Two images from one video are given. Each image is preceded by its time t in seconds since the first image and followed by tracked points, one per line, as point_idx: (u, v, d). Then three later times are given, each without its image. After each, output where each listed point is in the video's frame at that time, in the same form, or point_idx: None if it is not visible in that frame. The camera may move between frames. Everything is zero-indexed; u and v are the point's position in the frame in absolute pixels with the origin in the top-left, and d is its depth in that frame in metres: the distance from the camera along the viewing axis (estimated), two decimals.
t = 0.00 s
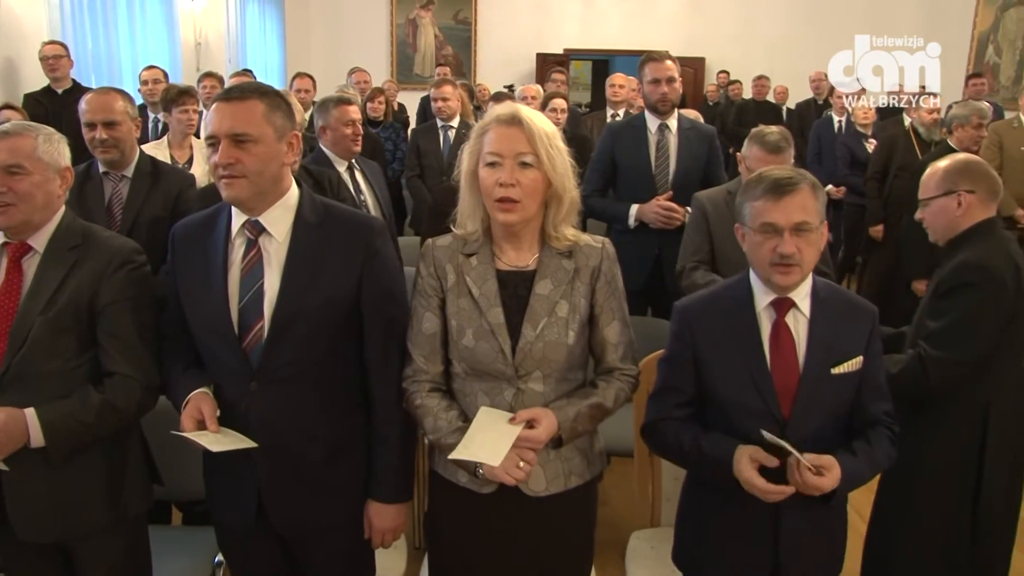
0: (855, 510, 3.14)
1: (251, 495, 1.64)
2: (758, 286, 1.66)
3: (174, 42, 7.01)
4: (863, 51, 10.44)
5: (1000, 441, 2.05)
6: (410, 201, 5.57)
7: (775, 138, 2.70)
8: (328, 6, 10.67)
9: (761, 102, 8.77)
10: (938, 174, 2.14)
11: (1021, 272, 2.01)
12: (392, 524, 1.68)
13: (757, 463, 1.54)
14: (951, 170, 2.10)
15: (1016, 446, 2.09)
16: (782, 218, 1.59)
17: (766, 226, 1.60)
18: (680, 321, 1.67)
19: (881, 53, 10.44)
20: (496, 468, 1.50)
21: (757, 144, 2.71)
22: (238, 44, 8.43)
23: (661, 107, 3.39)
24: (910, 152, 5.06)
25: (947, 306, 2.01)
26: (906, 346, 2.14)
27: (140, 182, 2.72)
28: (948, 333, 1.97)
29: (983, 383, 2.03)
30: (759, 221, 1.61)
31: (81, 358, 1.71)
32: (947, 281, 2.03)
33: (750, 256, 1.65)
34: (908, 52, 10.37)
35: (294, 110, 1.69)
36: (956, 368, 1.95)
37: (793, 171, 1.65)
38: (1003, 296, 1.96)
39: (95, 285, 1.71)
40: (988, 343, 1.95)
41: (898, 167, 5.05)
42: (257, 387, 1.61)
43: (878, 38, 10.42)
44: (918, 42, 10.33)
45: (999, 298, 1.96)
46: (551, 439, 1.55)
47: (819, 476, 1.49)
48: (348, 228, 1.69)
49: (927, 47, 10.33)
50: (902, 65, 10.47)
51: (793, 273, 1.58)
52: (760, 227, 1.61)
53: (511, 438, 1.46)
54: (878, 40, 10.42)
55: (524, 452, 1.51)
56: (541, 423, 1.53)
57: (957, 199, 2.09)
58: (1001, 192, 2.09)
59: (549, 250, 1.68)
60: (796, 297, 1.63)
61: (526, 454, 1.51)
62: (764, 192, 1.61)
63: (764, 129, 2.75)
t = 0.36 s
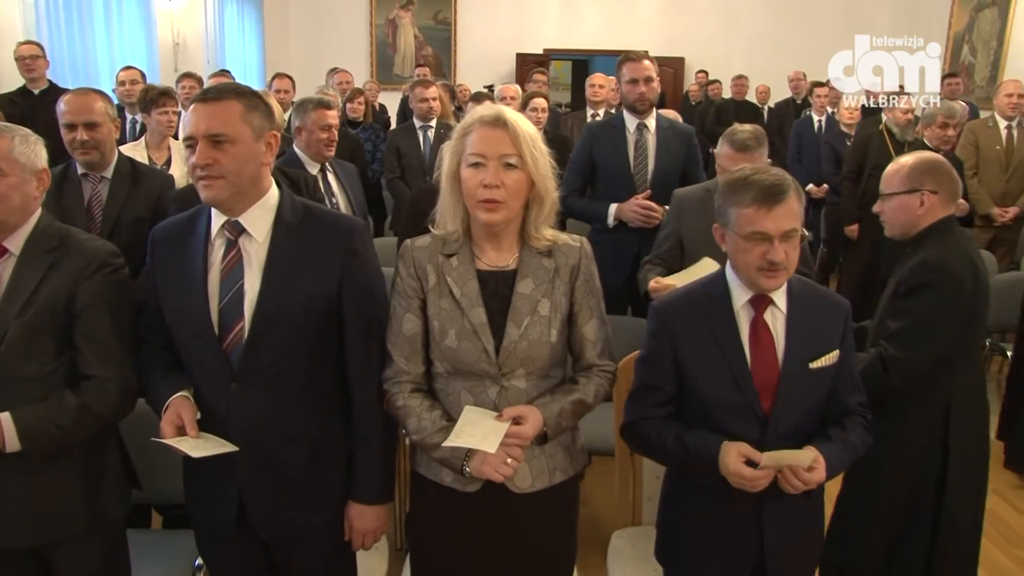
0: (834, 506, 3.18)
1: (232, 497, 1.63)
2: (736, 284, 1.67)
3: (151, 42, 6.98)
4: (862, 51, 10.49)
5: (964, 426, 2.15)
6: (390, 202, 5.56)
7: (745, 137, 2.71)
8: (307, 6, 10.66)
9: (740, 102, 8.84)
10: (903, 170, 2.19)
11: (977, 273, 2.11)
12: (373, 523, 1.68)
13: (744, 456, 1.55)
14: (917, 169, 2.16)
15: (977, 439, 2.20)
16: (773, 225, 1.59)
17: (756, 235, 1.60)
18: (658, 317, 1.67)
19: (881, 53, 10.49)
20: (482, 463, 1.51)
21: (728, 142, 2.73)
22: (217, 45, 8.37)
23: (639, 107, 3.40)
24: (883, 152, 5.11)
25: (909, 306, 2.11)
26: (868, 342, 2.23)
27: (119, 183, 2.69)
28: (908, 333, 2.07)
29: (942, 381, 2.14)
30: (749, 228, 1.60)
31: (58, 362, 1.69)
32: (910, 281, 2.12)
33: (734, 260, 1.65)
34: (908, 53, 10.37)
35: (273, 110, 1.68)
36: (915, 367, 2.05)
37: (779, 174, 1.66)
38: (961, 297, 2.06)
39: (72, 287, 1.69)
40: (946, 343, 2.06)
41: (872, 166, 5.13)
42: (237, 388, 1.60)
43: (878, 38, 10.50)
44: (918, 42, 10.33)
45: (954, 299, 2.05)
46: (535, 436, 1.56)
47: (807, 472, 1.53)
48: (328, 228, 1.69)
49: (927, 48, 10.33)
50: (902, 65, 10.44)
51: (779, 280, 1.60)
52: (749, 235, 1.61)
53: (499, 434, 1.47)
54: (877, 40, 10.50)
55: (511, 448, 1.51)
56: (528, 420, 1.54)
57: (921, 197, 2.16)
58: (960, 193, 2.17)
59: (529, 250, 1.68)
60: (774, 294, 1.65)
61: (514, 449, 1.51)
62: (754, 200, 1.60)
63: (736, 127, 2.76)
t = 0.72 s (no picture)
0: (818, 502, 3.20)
1: (212, 499, 1.63)
2: (710, 281, 1.69)
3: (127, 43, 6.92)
4: (862, 51, 10.63)
5: (895, 443, 2.23)
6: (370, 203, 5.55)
7: (701, 132, 2.75)
8: (285, 6, 10.61)
9: (719, 101, 8.91)
10: (839, 168, 2.23)
11: (907, 279, 2.16)
12: (355, 525, 1.68)
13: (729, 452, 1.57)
14: (853, 169, 2.21)
15: (912, 446, 2.25)
16: (752, 230, 1.61)
17: (732, 239, 1.61)
18: (633, 315, 1.68)
19: (881, 53, 10.59)
20: (464, 463, 1.52)
21: (686, 138, 2.77)
22: (195, 45, 8.30)
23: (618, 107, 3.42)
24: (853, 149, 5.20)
25: (837, 310, 2.18)
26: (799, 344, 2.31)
27: (98, 184, 2.67)
28: (837, 337, 2.15)
29: (874, 384, 2.20)
30: (726, 232, 1.62)
31: (33, 366, 1.68)
32: (840, 285, 2.17)
33: (709, 260, 1.67)
34: (908, 52, 10.39)
35: (252, 111, 1.68)
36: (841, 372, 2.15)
37: (754, 172, 1.68)
38: (889, 302, 2.12)
39: (48, 290, 1.68)
40: (874, 345, 2.14)
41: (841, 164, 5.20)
42: (218, 390, 1.60)
43: (878, 38, 10.59)
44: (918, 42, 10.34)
45: (881, 304, 2.12)
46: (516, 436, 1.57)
47: (787, 465, 1.57)
48: (307, 229, 1.69)
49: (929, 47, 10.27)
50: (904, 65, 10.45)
51: (751, 284, 1.63)
52: (726, 238, 1.62)
53: (482, 433, 1.48)
54: (877, 40, 10.60)
55: (494, 447, 1.52)
56: (510, 420, 1.55)
57: (855, 197, 2.21)
58: (890, 194, 2.24)
59: (508, 250, 1.69)
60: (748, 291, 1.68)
61: (497, 449, 1.52)
62: (734, 204, 1.61)
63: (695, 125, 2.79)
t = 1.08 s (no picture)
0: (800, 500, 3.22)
1: (194, 499, 1.63)
2: (685, 279, 1.71)
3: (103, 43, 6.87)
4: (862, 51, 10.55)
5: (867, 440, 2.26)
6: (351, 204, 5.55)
7: (694, 128, 2.80)
8: (264, 6, 10.56)
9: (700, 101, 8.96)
10: (765, 167, 2.19)
11: (834, 275, 2.18)
12: (337, 525, 1.69)
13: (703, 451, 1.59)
14: (779, 167, 2.17)
15: (844, 441, 2.29)
16: (723, 218, 1.64)
17: (706, 227, 1.64)
18: (610, 314, 1.70)
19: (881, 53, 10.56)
20: (444, 463, 1.53)
21: (682, 138, 2.83)
22: (174, 46, 8.24)
23: (597, 107, 3.44)
24: (822, 147, 5.27)
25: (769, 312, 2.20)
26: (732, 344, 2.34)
27: (77, 186, 2.65)
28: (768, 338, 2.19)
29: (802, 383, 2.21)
30: (700, 220, 1.64)
31: (10, 369, 1.67)
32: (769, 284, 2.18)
33: (683, 254, 1.69)
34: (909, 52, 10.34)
35: (236, 111, 1.68)
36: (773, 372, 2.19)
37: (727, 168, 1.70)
38: (815, 302, 2.15)
39: (26, 293, 1.66)
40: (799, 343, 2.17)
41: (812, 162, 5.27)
42: (200, 389, 1.60)
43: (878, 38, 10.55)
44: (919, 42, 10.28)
45: (809, 303, 2.15)
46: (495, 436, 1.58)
47: (758, 463, 1.57)
48: (288, 229, 1.69)
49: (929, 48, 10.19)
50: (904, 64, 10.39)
51: (728, 273, 1.64)
52: (698, 226, 1.65)
53: (460, 433, 1.49)
54: (878, 41, 10.56)
55: (471, 448, 1.54)
56: (488, 420, 1.56)
57: (782, 195, 2.17)
58: (817, 189, 2.21)
59: (487, 250, 1.70)
60: (724, 290, 1.70)
61: (476, 449, 1.54)
62: (706, 192, 1.64)
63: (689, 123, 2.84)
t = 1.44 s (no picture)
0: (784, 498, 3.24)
1: (174, 502, 1.63)
2: (664, 279, 1.73)
3: (80, 43, 6.83)
4: (862, 51, 10.32)
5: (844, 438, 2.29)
6: (331, 204, 5.53)
7: (683, 123, 2.83)
8: (243, 6, 10.50)
9: (680, 101, 9.01)
10: (719, 168, 2.24)
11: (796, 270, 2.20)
12: (322, 524, 1.69)
13: (673, 449, 1.61)
14: (731, 166, 2.21)
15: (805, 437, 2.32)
16: (691, 206, 1.68)
17: (676, 213, 1.69)
18: (590, 315, 1.72)
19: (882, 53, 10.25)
20: (426, 464, 1.54)
21: (671, 133, 2.85)
22: (152, 46, 8.17)
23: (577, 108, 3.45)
24: (798, 147, 5.33)
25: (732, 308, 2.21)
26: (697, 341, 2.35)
27: (54, 187, 2.63)
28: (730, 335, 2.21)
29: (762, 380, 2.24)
30: (670, 208, 1.69)
31: None
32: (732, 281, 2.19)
33: (659, 251, 1.72)
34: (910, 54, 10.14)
35: (214, 112, 1.67)
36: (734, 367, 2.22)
37: (699, 166, 1.76)
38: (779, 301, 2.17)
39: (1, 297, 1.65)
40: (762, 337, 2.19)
41: (788, 162, 5.32)
42: (180, 390, 1.60)
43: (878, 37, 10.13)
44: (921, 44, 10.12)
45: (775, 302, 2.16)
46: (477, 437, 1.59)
47: (724, 465, 1.57)
48: (268, 229, 1.69)
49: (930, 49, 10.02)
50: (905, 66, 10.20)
51: (702, 258, 1.67)
52: (669, 216, 1.69)
53: (442, 435, 1.50)
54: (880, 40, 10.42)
55: (453, 449, 1.55)
56: (470, 421, 1.57)
57: (738, 193, 2.20)
58: (774, 185, 2.24)
59: (468, 251, 1.71)
60: (701, 290, 1.71)
61: (457, 450, 1.55)
62: (673, 181, 1.71)
63: (679, 120, 2.86)
